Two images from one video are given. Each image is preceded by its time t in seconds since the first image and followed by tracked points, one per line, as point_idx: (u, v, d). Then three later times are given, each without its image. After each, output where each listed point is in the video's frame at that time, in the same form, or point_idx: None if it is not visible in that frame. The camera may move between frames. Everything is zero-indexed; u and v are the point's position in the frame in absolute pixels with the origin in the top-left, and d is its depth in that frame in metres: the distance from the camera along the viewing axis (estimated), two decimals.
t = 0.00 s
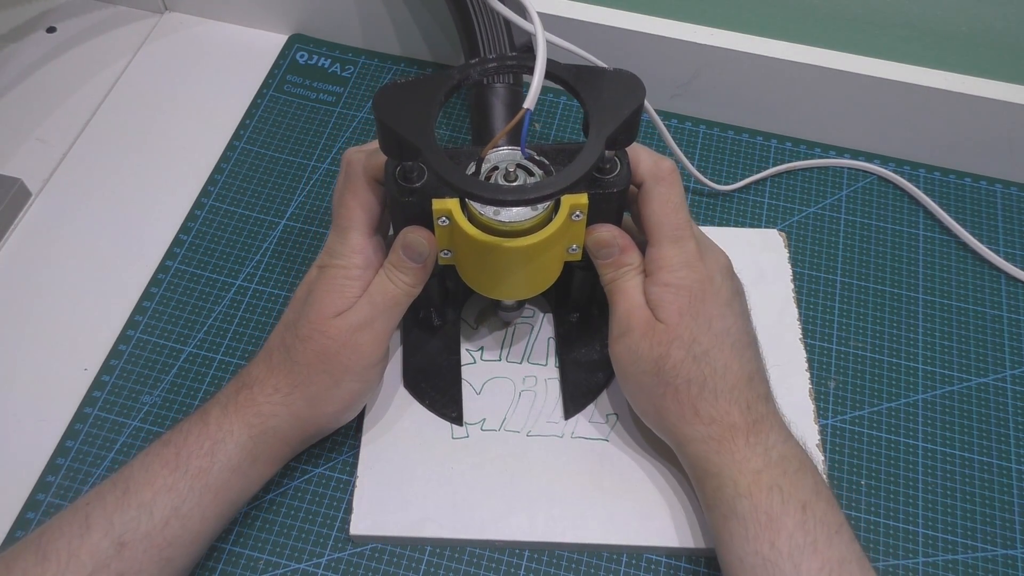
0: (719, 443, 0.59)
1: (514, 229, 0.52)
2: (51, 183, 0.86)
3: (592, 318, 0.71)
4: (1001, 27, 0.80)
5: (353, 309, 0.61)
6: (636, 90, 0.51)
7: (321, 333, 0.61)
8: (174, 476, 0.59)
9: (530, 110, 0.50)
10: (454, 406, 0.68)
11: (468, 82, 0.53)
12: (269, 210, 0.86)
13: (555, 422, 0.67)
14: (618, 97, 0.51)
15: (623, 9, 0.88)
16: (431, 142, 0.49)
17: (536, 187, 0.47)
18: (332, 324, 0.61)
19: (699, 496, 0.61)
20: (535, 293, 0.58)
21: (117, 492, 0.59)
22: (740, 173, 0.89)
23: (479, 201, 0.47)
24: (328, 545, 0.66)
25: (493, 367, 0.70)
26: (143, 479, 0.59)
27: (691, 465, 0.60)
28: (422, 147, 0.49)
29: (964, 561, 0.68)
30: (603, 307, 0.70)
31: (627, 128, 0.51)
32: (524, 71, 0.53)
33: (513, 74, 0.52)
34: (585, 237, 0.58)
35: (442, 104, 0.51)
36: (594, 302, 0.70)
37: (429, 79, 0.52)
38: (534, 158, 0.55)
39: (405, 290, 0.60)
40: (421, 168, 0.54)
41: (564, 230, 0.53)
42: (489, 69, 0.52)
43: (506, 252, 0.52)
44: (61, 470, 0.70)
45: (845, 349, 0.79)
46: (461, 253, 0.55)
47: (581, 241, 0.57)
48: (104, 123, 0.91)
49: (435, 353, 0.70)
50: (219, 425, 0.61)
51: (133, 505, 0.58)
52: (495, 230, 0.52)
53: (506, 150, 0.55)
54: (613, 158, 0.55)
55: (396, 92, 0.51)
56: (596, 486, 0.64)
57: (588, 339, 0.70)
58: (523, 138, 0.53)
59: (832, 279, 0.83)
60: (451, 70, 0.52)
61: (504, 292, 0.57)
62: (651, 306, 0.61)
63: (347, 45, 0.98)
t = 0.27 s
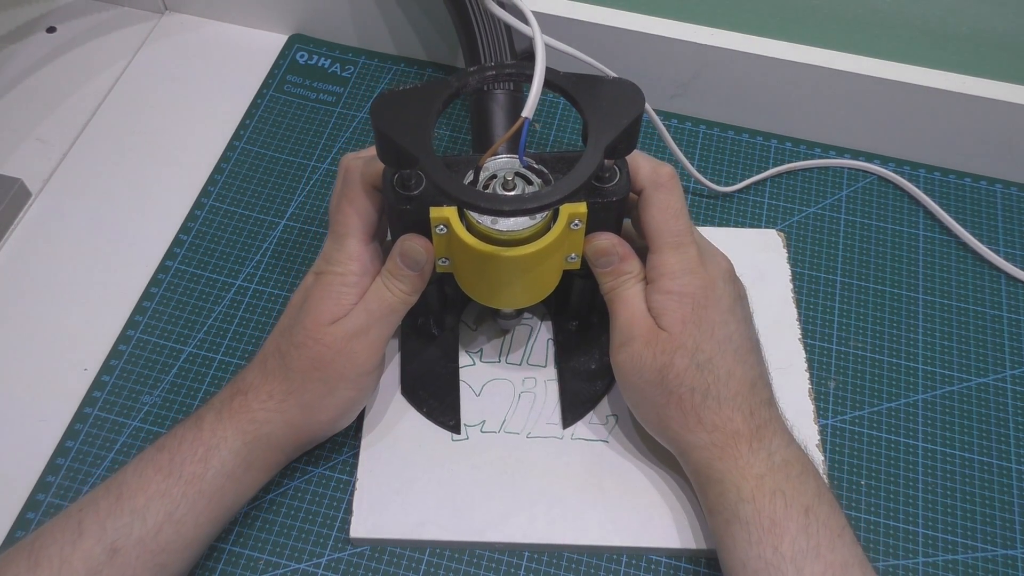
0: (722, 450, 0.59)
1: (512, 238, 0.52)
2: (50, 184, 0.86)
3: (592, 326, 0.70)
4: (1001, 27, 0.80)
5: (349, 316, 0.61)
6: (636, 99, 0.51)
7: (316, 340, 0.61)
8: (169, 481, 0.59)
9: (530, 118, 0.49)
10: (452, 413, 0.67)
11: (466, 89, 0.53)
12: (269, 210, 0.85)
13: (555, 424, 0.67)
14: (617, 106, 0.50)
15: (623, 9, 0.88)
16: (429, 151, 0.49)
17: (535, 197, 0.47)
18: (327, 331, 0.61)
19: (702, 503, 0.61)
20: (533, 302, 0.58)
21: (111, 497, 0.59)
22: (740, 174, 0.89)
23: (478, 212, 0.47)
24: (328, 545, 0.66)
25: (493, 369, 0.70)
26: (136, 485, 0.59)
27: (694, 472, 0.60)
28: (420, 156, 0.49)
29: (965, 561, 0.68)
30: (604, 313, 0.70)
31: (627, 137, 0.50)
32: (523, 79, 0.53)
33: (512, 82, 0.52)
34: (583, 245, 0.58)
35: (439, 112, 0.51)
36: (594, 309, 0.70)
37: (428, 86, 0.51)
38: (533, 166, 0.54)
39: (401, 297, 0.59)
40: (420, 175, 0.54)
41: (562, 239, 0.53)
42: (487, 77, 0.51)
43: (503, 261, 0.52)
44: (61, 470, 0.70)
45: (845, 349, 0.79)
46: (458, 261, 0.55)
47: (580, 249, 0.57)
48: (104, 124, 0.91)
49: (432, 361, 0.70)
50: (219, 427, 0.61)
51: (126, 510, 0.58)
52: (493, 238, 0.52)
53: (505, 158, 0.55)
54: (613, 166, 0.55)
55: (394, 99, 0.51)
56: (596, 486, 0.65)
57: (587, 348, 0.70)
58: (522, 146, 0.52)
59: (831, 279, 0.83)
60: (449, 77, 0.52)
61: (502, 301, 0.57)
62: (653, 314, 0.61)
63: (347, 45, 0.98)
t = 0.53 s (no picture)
0: (722, 457, 0.59)
1: (510, 245, 0.52)
2: (50, 184, 0.86)
3: (591, 334, 0.70)
4: (1001, 27, 0.80)
5: (346, 322, 0.60)
6: (633, 107, 0.51)
7: (312, 346, 0.60)
8: (164, 487, 0.59)
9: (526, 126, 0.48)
10: (448, 421, 0.67)
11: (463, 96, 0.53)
12: (269, 210, 0.85)
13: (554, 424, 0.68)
14: (615, 113, 0.50)
15: (624, 9, 0.88)
16: (425, 158, 0.49)
17: (532, 206, 0.47)
18: (323, 338, 0.60)
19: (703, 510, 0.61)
20: (530, 309, 0.58)
21: (106, 502, 0.59)
22: (740, 174, 0.89)
23: (474, 220, 0.47)
24: (328, 546, 0.66)
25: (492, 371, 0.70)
26: (129, 491, 0.59)
27: (694, 479, 0.60)
28: (416, 164, 0.48)
29: (965, 561, 0.68)
30: (602, 320, 0.70)
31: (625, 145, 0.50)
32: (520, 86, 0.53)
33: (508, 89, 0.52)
34: (581, 254, 0.57)
35: (435, 120, 0.51)
36: (593, 316, 0.69)
37: (424, 93, 0.52)
38: (531, 174, 0.54)
39: (397, 304, 0.60)
40: (417, 182, 0.54)
41: (559, 247, 0.53)
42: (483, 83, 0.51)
43: (501, 269, 0.52)
44: (61, 470, 0.70)
45: (845, 349, 0.79)
46: (455, 269, 0.55)
47: (578, 257, 0.57)
48: (104, 124, 0.91)
49: (428, 368, 0.69)
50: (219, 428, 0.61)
51: (122, 516, 0.58)
52: (490, 246, 0.52)
53: (502, 166, 0.55)
54: (611, 174, 0.54)
55: (390, 106, 0.51)
56: (596, 487, 0.65)
57: (586, 355, 0.70)
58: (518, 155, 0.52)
59: (831, 279, 0.83)
60: (446, 85, 0.52)
61: (500, 309, 0.57)
62: (652, 322, 0.61)
63: (347, 44, 0.97)
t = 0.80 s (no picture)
0: (721, 463, 0.59)
1: (509, 254, 0.52)
2: (51, 184, 0.86)
3: (589, 342, 0.71)
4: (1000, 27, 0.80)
5: (343, 329, 0.60)
6: (632, 116, 0.51)
7: (308, 353, 0.60)
8: (160, 493, 0.59)
9: (524, 134, 0.49)
10: (445, 428, 0.67)
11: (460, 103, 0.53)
12: (269, 210, 0.86)
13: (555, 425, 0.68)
14: (612, 121, 0.50)
15: (624, 9, 0.88)
16: (421, 166, 0.49)
17: (529, 215, 0.47)
18: (319, 345, 0.60)
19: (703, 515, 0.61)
20: (528, 317, 0.58)
21: (101, 510, 0.59)
22: (740, 174, 0.89)
23: (471, 229, 0.47)
24: (328, 546, 0.67)
25: (491, 372, 0.70)
26: (122, 501, 0.59)
27: (694, 485, 0.61)
28: (413, 172, 0.49)
29: (965, 561, 0.68)
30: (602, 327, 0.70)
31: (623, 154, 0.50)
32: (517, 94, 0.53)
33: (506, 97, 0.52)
34: (580, 262, 0.57)
35: (432, 127, 0.51)
36: (592, 324, 0.70)
37: (421, 100, 0.52)
38: (529, 182, 0.54)
39: (394, 311, 0.59)
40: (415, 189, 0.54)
41: (557, 254, 0.53)
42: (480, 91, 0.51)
43: (499, 277, 0.52)
44: (61, 470, 0.71)
45: (845, 349, 0.79)
46: (453, 276, 0.55)
47: (577, 266, 0.57)
48: (104, 124, 0.91)
49: (426, 374, 0.70)
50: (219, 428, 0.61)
51: (115, 526, 0.58)
52: (488, 254, 0.52)
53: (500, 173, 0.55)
54: (610, 182, 0.54)
55: (387, 114, 0.51)
56: (596, 488, 0.65)
57: (584, 362, 0.70)
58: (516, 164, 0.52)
59: (831, 279, 0.83)
60: (443, 92, 0.52)
61: (498, 316, 0.57)
62: (652, 330, 0.61)
63: (347, 45, 0.97)
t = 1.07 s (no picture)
0: (721, 470, 0.59)
1: (507, 262, 0.52)
2: (51, 184, 0.86)
3: (587, 349, 0.71)
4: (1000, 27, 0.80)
5: (338, 336, 0.60)
6: (630, 125, 0.51)
7: (302, 360, 0.60)
8: (155, 499, 0.59)
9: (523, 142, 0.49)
10: (441, 435, 0.67)
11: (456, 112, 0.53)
12: (269, 210, 0.86)
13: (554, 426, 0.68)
14: (610, 130, 0.50)
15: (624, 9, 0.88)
16: (419, 175, 0.49)
17: (528, 225, 0.47)
18: (314, 352, 0.60)
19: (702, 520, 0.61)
20: (525, 326, 0.58)
21: (97, 514, 0.59)
22: (740, 174, 0.89)
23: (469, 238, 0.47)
24: (328, 545, 0.67)
25: (491, 374, 0.70)
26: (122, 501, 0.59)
27: (693, 491, 0.61)
28: (410, 181, 0.49)
29: (965, 561, 0.68)
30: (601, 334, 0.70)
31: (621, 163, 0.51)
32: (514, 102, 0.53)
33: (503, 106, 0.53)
34: (578, 270, 0.57)
35: (429, 136, 0.51)
36: (591, 331, 0.69)
37: (418, 109, 0.52)
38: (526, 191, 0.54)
39: (390, 319, 0.59)
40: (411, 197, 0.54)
41: (555, 263, 0.53)
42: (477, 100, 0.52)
43: (496, 285, 0.52)
44: (61, 470, 0.71)
45: (845, 349, 0.79)
46: (450, 284, 0.55)
47: (575, 275, 0.57)
48: (104, 124, 0.91)
49: (423, 381, 0.69)
50: (219, 430, 0.62)
51: (114, 526, 0.58)
52: (486, 263, 0.52)
53: (498, 182, 0.55)
54: (608, 190, 0.54)
55: (383, 122, 0.51)
56: (596, 489, 0.65)
57: (582, 370, 0.70)
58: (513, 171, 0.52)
59: (831, 279, 0.83)
60: (440, 100, 0.53)
61: (495, 324, 0.56)
62: (652, 339, 0.61)
63: (347, 45, 0.97)
